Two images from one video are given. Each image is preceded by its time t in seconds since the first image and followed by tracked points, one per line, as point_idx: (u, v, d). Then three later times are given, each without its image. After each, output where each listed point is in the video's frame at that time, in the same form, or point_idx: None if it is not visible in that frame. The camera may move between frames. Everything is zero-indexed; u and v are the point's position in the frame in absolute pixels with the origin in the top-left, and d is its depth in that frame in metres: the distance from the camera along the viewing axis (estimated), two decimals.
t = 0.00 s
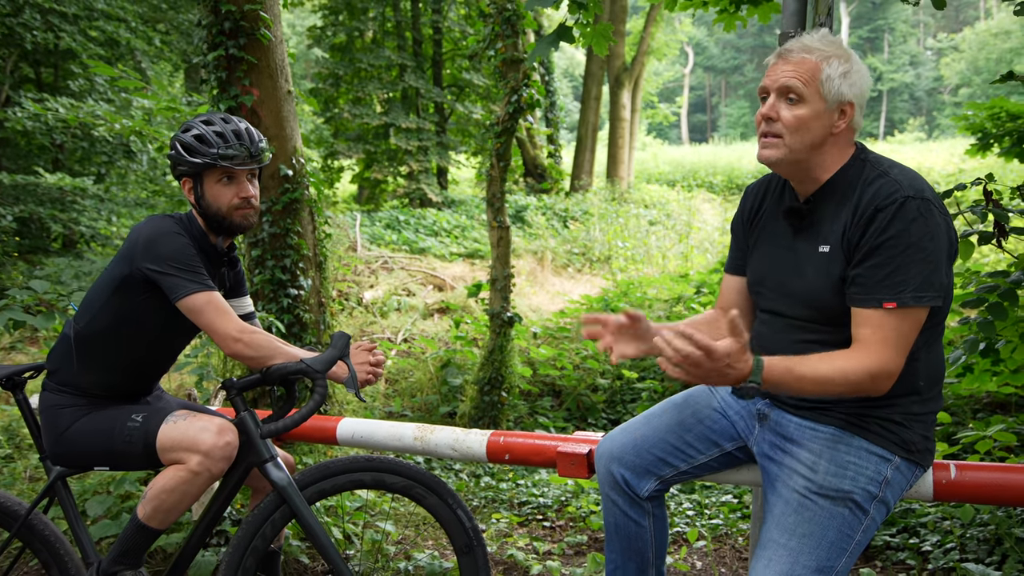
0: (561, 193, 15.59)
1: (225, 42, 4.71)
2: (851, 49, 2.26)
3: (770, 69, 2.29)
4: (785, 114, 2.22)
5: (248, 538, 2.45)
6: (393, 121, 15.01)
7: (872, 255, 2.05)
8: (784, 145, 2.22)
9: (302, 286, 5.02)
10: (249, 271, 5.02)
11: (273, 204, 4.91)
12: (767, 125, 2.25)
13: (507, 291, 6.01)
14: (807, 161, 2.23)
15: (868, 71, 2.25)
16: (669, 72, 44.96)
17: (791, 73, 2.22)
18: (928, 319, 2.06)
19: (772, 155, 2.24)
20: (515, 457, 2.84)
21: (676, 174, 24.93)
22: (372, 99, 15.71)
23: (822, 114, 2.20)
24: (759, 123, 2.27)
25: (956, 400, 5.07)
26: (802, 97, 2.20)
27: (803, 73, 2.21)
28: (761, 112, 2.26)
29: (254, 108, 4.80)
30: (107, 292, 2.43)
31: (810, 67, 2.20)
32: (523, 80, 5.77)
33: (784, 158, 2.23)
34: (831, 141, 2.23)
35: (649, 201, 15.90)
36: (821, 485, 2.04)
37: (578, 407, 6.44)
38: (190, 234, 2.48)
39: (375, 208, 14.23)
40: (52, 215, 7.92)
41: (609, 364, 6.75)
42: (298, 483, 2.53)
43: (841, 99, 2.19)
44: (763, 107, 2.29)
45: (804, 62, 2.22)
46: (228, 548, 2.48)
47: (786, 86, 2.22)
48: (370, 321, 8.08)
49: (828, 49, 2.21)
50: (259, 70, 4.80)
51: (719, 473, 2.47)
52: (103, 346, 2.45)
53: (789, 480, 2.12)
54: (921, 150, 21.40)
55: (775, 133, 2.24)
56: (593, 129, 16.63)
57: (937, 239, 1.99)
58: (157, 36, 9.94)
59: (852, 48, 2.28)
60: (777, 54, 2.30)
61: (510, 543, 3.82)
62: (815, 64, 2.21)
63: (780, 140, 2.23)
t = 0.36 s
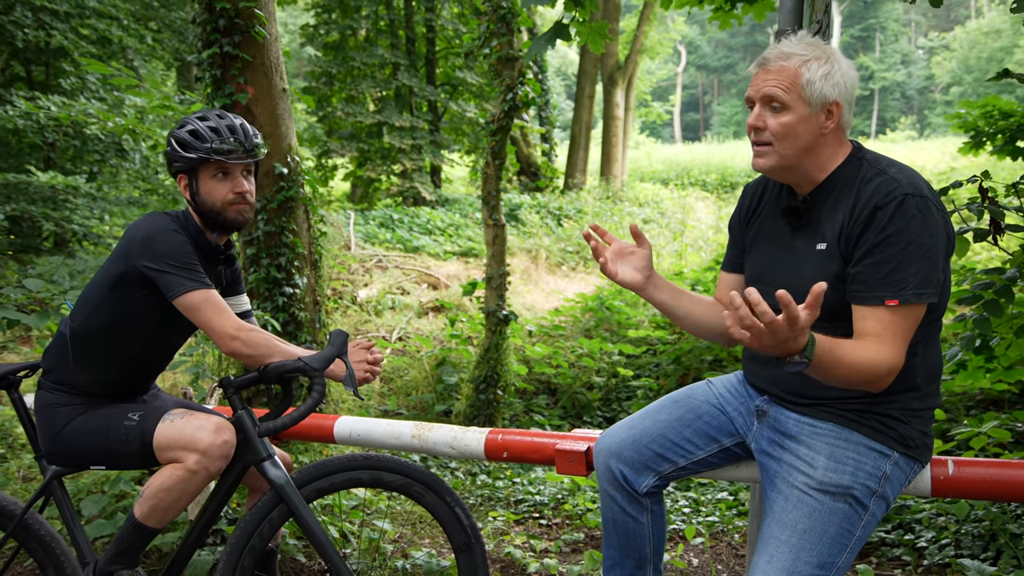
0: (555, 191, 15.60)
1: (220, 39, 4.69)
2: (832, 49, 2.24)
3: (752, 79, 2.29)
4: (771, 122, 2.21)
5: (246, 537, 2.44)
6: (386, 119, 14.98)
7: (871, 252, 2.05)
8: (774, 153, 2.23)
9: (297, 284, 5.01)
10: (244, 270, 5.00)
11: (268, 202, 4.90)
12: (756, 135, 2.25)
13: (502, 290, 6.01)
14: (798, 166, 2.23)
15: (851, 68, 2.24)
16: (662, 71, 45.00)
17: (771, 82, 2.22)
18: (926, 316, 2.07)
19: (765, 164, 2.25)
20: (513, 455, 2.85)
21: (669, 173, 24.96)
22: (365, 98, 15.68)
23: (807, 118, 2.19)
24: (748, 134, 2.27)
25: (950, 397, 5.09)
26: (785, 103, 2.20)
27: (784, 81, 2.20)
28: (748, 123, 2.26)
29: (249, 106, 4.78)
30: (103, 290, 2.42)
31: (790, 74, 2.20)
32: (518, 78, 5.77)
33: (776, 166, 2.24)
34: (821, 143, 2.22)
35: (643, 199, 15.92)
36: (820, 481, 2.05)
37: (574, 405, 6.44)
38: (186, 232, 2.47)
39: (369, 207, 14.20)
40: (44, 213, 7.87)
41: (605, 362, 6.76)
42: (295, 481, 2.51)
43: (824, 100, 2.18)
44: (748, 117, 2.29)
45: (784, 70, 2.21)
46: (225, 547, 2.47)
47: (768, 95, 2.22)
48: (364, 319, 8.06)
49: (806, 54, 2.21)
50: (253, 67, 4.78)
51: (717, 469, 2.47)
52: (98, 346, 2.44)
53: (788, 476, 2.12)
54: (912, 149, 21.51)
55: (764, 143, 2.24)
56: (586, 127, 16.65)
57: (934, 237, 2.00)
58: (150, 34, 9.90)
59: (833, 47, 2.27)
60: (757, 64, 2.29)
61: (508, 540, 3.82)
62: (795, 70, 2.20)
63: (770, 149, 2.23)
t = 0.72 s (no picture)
0: (550, 190, 15.60)
1: (216, 38, 4.68)
2: (824, 49, 2.24)
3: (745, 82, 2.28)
4: (771, 125, 2.20)
5: (244, 538, 2.43)
6: (380, 118, 14.94)
7: (862, 250, 2.06)
8: (776, 156, 2.21)
9: (293, 284, 5.00)
10: (239, 269, 4.99)
11: (265, 201, 4.89)
12: (755, 138, 2.23)
13: (499, 289, 6.01)
14: (797, 167, 2.22)
15: (841, 67, 2.24)
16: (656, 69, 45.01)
17: (769, 85, 2.20)
18: (920, 314, 2.07)
19: (766, 168, 2.23)
20: (513, 454, 2.84)
21: (663, 171, 25.01)
22: (359, 97, 15.64)
23: (806, 119, 2.19)
24: (747, 138, 2.25)
25: (946, 395, 5.11)
26: (784, 106, 2.19)
27: (782, 83, 2.19)
28: (746, 127, 2.24)
29: (245, 105, 4.77)
30: (100, 290, 2.41)
31: (786, 76, 2.18)
32: (514, 77, 5.77)
33: (777, 169, 2.23)
34: (819, 143, 2.22)
35: (638, 198, 15.94)
36: (820, 479, 2.05)
37: (570, 404, 6.44)
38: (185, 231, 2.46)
39: (363, 206, 14.16)
40: (38, 213, 7.82)
41: (601, 361, 6.75)
42: (294, 482, 2.50)
43: (822, 101, 2.18)
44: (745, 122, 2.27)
45: (780, 73, 2.20)
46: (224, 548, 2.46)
47: (766, 98, 2.20)
48: (360, 318, 8.04)
49: (801, 55, 2.20)
50: (249, 66, 4.77)
51: (717, 468, 2.47)
52: (95, 346, 2.43)
53: (788, 474, 2.12)
54: (906, 147, 21.57)
55: (764, 146, 2.23)
56: (581, 126, 16.65)
57: (926, 234, 2.01)
58: (143, 33, 9.85)
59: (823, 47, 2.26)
60: (750, 67, 2.27)
61: (506, 539, 3.82)
62: (792, 72, 2.19)
63: (771, 152, 2.22)
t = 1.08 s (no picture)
0: (545, 189, 15.60)
1: (212, 36, 4.66)
2: (802, 51, 2.21)
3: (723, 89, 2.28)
4: (747, 132, 2.20)
5: (243, 538, 2.42)
6: (376, 117, 14.90)
7: (848, 249, 2.07)
8: (754, 161, 2.22)
9: (290, 283, 4.99)
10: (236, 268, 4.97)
11: (262, 200, 4.88)
12: (733, 146, 2.25)
13: (495, 288, 6.01)
14: (779, 171, 2.22)
15: (825, 67, 2.20)
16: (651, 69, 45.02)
17: (743, 93, 2.20)
18: (911, 313, 2.07)
19: (747, 174, 2.24)
20: (512, 453, 2.84)
21: (659, 171, 25.03)
22: (354, 96, 15.60)
23: (781, 124, 2.17)
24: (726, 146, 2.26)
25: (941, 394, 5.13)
26: (758, 112, 2.18)
27: (755, 90, 2.18)
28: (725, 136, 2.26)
29: (241, 103, 4.76)
30: (99, 288, 2.40)
31: (758, 83, 2.18)
32: (512, 76, 5.76)
33: (759, 174, 2.23)
34: (800, 146, 2.20)
35: (633, 197, 15.94)
36: (820, 478, 2.05)
37: (567, 403, 6.44)
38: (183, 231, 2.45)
39: (358, 205, 14.12)
40: (32, 212, 7.78)
41: (598, 360, 6.75)
42: (292, 481, 2.49)
43: (795, 105, 2.15)
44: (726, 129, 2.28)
45: (754, 80, 2.19)
46: (223, 547, 2.45)
47: (740, 106, 2.21)
48: (356, 318, 8.02)
49: (774, 60, 2.19)
50: (246, 65, 4.76)
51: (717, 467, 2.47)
52: (94, 345, 2.42)
53: (788, 473, 2.12)
54: (900, 147, 21.62)
55: (743, 152, 2.24)
56: (576, 125, 16.66)
57: (913, 233, 2.01)
58: (137, 32, 9.80)
59: (803, 49, 2.24)
60: (728, 75, 2.28)
61: (504, 538, 3.81)
62: (765, 78, 2.18)
63: (750, 158, 2.22)
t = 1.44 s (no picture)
0: (541, 188, 15.61)
1: (208, 35, 4.64)
2: (808, 45, 2.21)
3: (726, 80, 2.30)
4: (746, 122, 2.21)
5: (241, 538, 2.41)
6: (371, 117, 14.87)
7: (847, 246, 2.07)
8: (752, 152, 2.22)
9: (286, 282, 4.98)
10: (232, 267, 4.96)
11: (258, 200, 4.86)
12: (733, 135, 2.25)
13: (492, 286, 6.01)
14: (776, 164, 2.22)
15: (830, 63, 2.20)
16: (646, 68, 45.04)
17: (746, 82, 2.21)
18: (911, 310, 2.07)
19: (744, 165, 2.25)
20: (510, 451, 2.83)
21: (654, 170, 25.07)
22: (349, 95, 15.57)
23: (781, 116, 2.17)
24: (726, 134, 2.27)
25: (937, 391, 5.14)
26: (760, 103, 2.19)
27: (756, 81, 2.19)
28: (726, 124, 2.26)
29: (237, 103, 4.75)
30: (96, 287, 2.39)
31: (761, 73, 2.19)
32: (508, 74, 5.75)
33: (756, 165, 2.24)
34: (798, 140, 2.20)
35: (628, 196, 15.97)
36: (819, 475, 2.05)
37: (564, 402, 6.45)
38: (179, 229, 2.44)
39: (354, 205, 14.10)
40: (27, 212, 7.74)
41: (594, 358, 6.75)
42: (290, 480, 2.48)
43: (797, 98, 2.16)
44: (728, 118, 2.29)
45: (757, 70, 2.20)
46: (221, 547, 2.45)
47: (742, 95, 2.22)
48: (352, 317, 8.01)
49: (779, 52, 2.20)
50: (242, 64, 4.75)
51: (716, 464, 2.47)
52: (89, 344, 2.41)
53: (787, 470, 2.13)
54: (894, 145, 21.68)
55: (742, 142, 2.24)
56: (571, 124, 16.67)
57: (912, 230, 2.01)
58: (131, 31, 9.76)
59: (811, 44, 2.24)
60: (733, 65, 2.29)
61: (502, 536, 3.81)
62: (767, 69, 2.19)
63: (748, 149, 2.23)
